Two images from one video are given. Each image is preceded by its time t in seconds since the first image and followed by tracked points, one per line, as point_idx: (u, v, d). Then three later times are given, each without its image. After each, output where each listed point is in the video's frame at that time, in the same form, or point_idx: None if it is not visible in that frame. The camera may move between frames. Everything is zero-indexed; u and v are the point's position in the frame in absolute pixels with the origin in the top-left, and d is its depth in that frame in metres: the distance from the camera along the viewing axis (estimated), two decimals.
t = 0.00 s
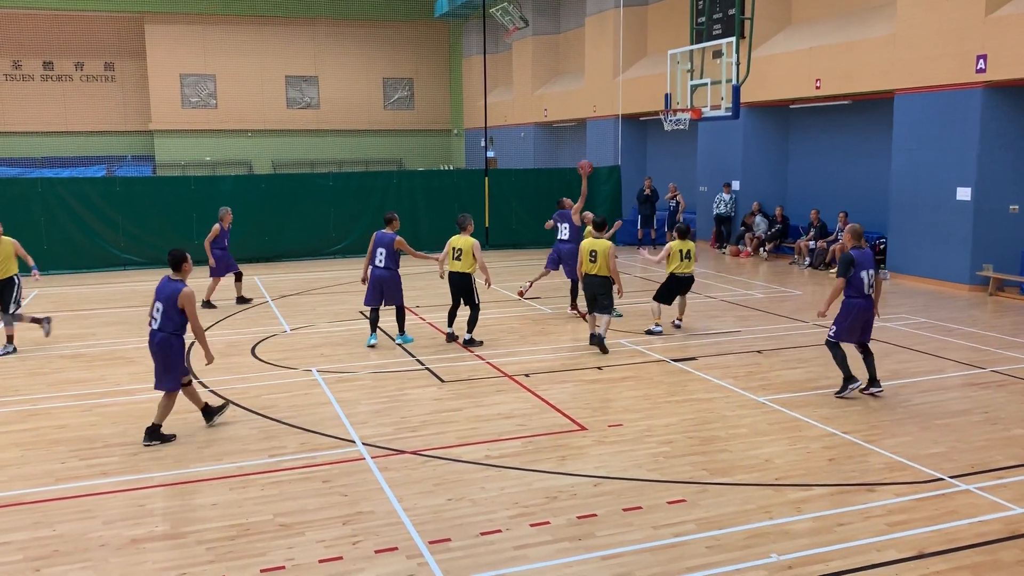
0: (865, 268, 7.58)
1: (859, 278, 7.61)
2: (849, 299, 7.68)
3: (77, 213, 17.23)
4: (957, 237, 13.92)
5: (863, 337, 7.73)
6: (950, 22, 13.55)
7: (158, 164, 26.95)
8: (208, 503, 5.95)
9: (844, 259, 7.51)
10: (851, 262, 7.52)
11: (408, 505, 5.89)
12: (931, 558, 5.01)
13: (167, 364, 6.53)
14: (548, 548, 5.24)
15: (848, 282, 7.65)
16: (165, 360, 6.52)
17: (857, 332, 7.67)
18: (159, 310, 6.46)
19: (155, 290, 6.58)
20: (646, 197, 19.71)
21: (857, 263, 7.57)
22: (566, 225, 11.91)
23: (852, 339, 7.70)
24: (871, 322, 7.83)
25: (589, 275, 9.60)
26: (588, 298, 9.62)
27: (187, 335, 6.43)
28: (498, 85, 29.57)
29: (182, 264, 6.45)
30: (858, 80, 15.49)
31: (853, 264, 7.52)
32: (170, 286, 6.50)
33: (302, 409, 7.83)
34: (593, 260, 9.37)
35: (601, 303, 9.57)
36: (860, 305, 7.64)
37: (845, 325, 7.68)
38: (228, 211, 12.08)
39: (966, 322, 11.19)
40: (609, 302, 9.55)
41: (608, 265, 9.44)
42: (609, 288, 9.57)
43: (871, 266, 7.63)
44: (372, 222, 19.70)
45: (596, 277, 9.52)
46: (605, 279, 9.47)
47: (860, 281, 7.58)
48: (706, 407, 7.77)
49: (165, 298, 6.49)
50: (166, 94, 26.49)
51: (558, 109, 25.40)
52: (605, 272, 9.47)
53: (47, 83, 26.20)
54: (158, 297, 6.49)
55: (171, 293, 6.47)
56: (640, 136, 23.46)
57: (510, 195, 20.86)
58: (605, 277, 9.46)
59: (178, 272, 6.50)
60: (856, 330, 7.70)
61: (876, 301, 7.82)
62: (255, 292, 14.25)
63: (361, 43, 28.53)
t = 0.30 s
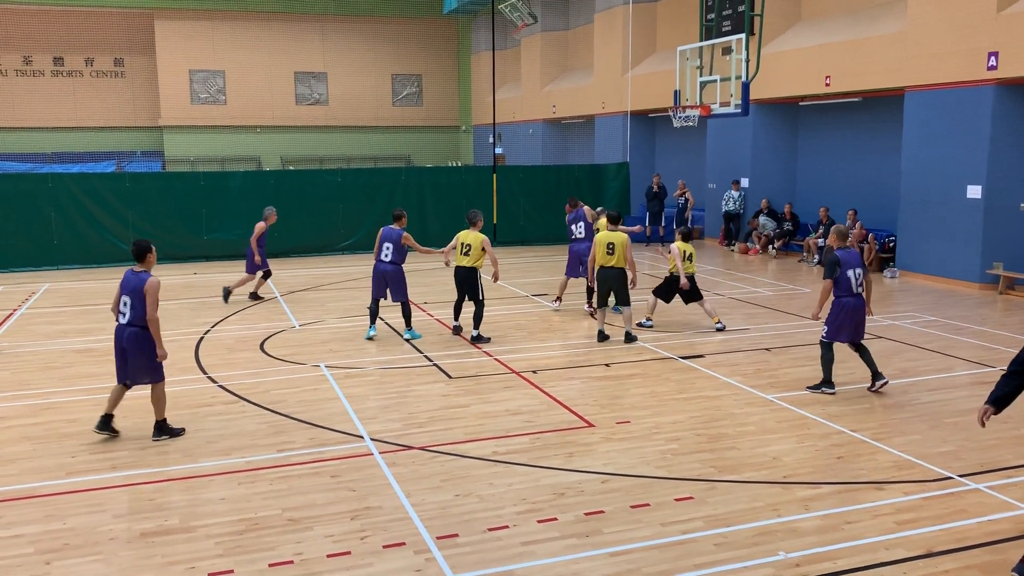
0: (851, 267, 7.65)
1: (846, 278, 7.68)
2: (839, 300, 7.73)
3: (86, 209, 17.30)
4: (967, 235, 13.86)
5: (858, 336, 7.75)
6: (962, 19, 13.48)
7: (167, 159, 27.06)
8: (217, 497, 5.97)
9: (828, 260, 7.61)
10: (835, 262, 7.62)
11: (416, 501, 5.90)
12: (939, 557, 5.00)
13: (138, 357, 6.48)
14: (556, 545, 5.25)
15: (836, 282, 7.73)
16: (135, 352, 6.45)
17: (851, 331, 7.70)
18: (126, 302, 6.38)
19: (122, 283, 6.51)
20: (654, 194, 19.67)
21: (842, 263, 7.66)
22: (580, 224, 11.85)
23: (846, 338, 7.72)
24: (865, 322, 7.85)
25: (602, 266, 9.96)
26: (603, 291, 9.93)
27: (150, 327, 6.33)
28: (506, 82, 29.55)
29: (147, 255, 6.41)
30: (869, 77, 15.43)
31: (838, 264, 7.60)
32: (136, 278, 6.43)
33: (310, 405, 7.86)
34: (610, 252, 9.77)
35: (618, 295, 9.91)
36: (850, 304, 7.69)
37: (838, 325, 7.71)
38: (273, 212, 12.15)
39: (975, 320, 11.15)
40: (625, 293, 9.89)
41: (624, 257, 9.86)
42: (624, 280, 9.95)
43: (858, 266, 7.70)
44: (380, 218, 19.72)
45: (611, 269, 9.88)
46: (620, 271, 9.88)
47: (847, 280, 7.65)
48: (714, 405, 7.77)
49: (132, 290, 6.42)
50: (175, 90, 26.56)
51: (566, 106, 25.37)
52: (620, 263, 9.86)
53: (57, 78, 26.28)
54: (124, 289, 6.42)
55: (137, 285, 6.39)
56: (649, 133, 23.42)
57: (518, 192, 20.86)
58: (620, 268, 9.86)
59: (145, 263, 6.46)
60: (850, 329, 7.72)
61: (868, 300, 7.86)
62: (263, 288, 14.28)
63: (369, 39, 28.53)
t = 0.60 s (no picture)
0: (851, 264, 7.64)
1: (848, 274, 7.67)
2: (842, 296, 7.73)
3: (101, 205, 17.40)
4: (982, 235, 13.77)
5: (863, 331, 7.73)
6: (978, 18, 13.38)
7: (181, 157, 27.25)
8: (229, 493, 6.00)
9: (827, 258, 7.61)
10: (835, 259, 7.61)
11: (427, 498, 5.92)
12: (952, 559, 4.97)
13: (113, 364, 6.44)
14: (566, 543, 5.26)
15: (838, 279, 7.72)
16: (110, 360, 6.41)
17: (854, 327, 7.69)
18: (98, 310, 6.30)
19: (85, 292, 6.41)
20: (666, 193, 19.62)
21: (842, 261, 7.66)
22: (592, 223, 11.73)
23: (851, 334, 7.72)
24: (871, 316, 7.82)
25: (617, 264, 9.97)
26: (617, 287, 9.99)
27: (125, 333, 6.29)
28: (518, 80, 29.56)
29: (113, 262, 6.39)
30: (883, 77, 15.34)
31: (838, 261, 7.61)
32: (106, 286, 6.37)
33: (322, 401, 7.88)
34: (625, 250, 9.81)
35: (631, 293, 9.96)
36: (854, 300, 7.68)
37: (843, 322, 7.72)
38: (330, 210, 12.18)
39: (989, 321, 11.07)
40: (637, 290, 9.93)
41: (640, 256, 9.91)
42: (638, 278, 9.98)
43: (859, 262, 7.67)
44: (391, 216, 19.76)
45: (626, 267, 9.92)
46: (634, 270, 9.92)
47: (848, 277, 7.64)
48: (725, 404, 7.75)
49: (101, 298, 6.35)
50: (189, 88, 26.71)
51: (579, 105, 25.35)
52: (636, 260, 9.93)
53: (73, 76, 26.48)
54: (93, 297, 6.34)
55: (108, 292, 6.34)
56: (661, 131, 23.38)
57: (529, 190, 20.86)
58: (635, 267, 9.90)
59: (111, 270, 6.42)
60: (854, 326, 7.72)
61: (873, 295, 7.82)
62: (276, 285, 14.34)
63: (382, 37, 28.58)
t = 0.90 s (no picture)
0: (864, 262, 7.63)
1: (861, 273, 7.67)
2: (856, 296, 7.71)
3: (116, 205, 17.52)
4: (998, 237, 13.66)
5: (876, 331, 7.64)
6: (995, 18, 13.28)
7: (196, 157, 27.45)
8: (242, 492, 6.03)
9: (839, 256, 7.66)
10: (847, 257, 7.64)
11: (439, 498, 5.92)
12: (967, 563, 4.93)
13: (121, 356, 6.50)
14: (578, 544, 5.25)
15: (851, 279, 7.73)
16: (119, 353, 6.47)
17: (868, 326, 7.61)
18: (105, 304, 6.35)
19: (85, 288, 6.43)
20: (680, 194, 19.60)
21: (855, 259, 7.66)
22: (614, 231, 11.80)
23: (864, 333, 7.64)
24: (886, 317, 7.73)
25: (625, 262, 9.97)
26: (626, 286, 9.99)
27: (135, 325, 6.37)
28: (531, 81, 29.59)
29: (114, 256, 6.43)
30: (899, 78, 15.25)
31: (850, 259, 7.63)
32: (108, 279, 6.40)
33: (335, 401, 7.91)
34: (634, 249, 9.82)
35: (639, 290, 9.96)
36: (867, 299, 7.62)
37: (856, 320, 7.63)
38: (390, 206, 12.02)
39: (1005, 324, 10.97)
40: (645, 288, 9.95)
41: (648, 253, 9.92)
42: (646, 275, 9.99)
43: (872, 261, 7.66)
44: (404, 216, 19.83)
45: (634, 265, 9.93)
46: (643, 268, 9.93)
47: (861, 276, 7.63)
48: (738, 406, 7.72)
49: (104, 292, 6.39)
50: (204, 88, 26.87)
51: (592, 105, 25.34)
52: (644, 259, 9.92)
53: (89, 76, 26.69)
54: (97, 292, 6.37)
55: (112, 286, 6.39)
56: (675, 132, 23.37)
57: (542, 191, 20.86)
58: (643, 264, 9.91)
59: (110, 263, 6.47)
60: (868, 325, 7.63)
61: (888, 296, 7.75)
62: (289, 285, 14.40)
63: (397, 38, 28.66)
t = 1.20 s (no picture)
0: (877, 264, 7.60)
1: (874, 275, 7.63)
2: (870, 297, 7.66)
3: (130, 205, 17.62)
4: (1015, 237, 13.54)
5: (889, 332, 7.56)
6: (1011, 16, 13.19)
7: (209, 157, 27.58)
8: (254, 491, 6.05)
9: (852, 257, 7.64)
10: (860, 258, 7.61)
11: (451, 498, 5.92)
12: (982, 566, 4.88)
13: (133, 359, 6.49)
14: (590, 545, 5.24)
15: (865, 280, 7.69)
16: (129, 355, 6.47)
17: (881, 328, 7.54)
18: (121, 303, 6.41)
19: (119, 286, 6.57)
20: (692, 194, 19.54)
21: (868, 260, 7.63)
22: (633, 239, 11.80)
23: (876, 335, 7.58)
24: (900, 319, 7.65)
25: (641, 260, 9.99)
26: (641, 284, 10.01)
27: (139, 327, 6.30)
28: (543, 81, 29.59)
29: (146, 259, 6.46)
30: (913, 77, 15.15)
31: (863, 260, 7.59)
32: (133, 280, 6.47)
33: (347, 401, 7.92)
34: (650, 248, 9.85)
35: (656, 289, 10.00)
36: (881, 301, 7.55)
37: (870, 321, 7.57)
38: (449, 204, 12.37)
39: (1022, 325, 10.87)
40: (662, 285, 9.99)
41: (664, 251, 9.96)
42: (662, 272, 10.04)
43: (886, 262, 7.62)
44: (416, 217, 19.86)
45: (651, 263, 9.96)
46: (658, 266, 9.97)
47: (874, 277, 7.60)
48: (751, 408, 7.69)
49: (128, 292, 6.46)
50: (216, 89, 26.98)
51: (604, 105, 25.31)
52: (660, 256, 9.97)
53: (103, 77, 26.87)
54: (121, 291, 6.47)
55: (133, 287, 6.42)
56: (687, 132, 23.31)
57: (553, 191, 20.84)
58: (660, 262, 9.94)
59: (142, 266, 6.51)
60: (882, 327, 7.57)
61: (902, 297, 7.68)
62: (301, 285, 14.45)
63: (409, 39, 28.71)
